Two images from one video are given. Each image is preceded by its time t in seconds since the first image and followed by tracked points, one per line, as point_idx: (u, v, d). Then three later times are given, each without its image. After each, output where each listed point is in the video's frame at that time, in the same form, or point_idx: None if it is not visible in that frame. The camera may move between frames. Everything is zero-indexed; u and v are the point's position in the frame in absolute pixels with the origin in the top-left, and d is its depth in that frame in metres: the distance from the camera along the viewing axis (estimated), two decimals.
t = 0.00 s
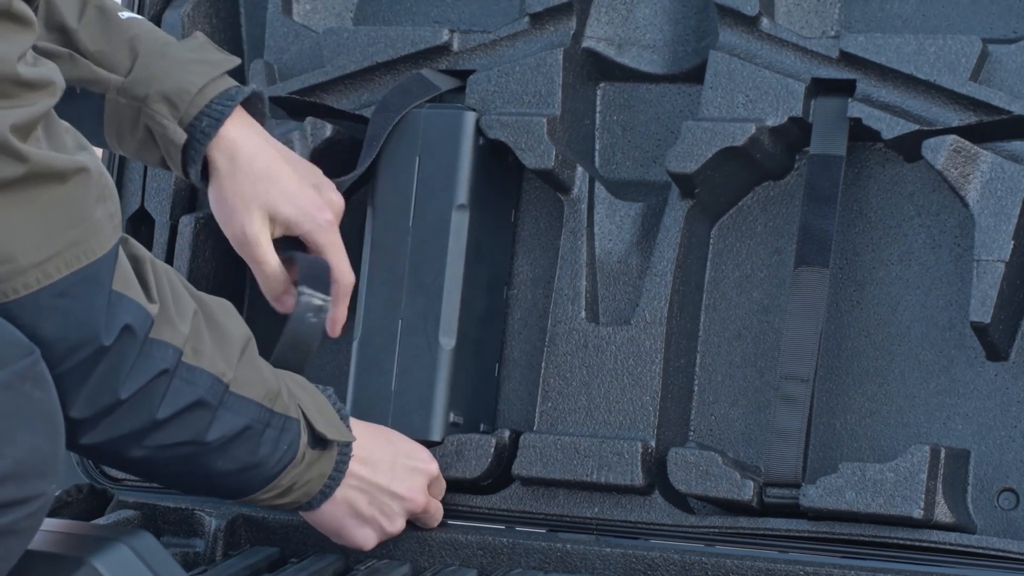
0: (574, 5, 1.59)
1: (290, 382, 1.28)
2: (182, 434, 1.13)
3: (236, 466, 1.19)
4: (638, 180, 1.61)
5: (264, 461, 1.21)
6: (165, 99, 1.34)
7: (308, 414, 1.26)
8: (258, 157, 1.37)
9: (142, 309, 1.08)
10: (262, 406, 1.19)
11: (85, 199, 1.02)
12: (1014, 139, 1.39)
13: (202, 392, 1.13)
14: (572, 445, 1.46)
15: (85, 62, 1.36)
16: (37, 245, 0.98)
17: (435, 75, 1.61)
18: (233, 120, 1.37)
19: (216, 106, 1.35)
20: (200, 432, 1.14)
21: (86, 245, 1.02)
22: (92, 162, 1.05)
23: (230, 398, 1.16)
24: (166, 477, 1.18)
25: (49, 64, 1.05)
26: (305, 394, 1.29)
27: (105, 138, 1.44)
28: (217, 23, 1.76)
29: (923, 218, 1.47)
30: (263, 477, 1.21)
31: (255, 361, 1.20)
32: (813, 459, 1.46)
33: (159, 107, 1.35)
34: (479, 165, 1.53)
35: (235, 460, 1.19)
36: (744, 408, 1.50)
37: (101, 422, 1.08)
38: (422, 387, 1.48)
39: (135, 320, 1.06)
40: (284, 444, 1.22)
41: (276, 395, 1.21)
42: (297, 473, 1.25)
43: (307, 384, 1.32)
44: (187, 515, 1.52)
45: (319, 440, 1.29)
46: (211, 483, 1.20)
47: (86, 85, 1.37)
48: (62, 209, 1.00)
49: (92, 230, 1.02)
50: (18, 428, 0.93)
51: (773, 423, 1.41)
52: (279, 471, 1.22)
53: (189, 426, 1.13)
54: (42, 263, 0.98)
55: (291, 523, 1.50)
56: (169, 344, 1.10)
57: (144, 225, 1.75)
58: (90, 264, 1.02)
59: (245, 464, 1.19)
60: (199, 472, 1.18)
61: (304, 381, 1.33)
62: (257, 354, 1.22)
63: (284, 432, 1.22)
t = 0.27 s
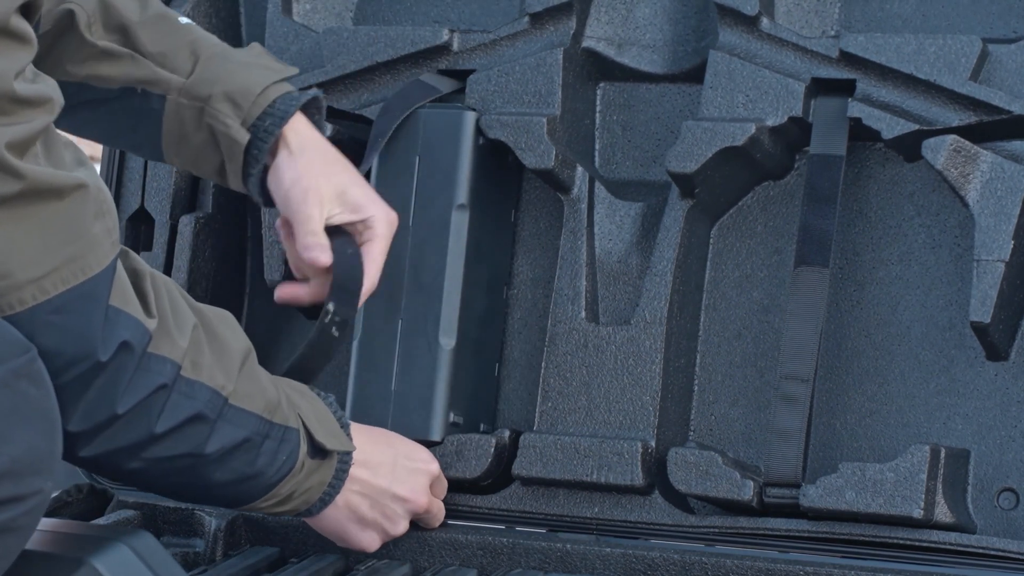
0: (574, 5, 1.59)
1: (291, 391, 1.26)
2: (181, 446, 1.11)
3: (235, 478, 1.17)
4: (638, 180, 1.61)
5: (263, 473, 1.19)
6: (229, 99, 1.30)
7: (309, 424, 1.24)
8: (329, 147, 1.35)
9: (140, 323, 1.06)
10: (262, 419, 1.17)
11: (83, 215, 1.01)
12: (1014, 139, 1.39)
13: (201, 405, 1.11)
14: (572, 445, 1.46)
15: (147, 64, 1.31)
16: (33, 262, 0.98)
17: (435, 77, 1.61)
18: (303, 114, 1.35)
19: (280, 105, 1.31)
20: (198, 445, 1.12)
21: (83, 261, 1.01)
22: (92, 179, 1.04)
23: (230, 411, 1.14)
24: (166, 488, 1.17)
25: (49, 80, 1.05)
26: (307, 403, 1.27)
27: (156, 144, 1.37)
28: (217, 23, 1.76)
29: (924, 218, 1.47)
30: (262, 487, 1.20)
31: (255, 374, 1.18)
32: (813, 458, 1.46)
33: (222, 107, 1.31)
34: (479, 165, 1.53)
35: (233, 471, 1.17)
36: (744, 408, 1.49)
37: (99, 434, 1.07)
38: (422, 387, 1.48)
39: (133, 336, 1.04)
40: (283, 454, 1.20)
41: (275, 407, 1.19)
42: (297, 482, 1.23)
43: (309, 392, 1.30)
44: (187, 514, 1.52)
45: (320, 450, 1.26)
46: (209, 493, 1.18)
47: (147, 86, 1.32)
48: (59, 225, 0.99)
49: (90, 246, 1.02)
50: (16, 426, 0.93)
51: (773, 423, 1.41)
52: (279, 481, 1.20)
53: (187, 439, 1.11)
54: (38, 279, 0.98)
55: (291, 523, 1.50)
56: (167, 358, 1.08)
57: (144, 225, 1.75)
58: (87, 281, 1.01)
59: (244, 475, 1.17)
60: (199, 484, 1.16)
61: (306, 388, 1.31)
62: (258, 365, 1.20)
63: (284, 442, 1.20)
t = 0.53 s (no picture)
0: (574, 5, 1.59)
1: (294, 399, 1.27)
2: (181, 457, 1.13)
3: (238, 486, 1.19)
4: (638, 180, 1.61)
5: (265, 481, 1.20)
6: (240, 54, 1.32)
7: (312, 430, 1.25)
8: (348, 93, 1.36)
9: (138, 336, 1.07)
10: (263, 427, 1.19)
11: (80, 228, 1.01)
12: (1014, 139, 1.39)
13: (200, 416, 1.13)
14: (572, 445, 1.46)
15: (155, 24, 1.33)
16: (30, 276, 0.98)
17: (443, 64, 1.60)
18: (315, 66, 1.36)
19: (291, 58, 1.33)
20: (198, 455, 1.14)
21: (80, 273, 1.02)
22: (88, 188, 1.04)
23: (231, 420, 1.16)
24: (167, 497, 1.18)
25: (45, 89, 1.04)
26: (311, 411, 1.28)
27: (179, 101, 1.41)
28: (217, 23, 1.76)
29: (924, 217, 1.47)
30: (265, 495, 1.21)
31: (256, 382, 1.20)
32: (813, 458, 1.46)
33: (233, 63, 1.33)
34: (479, 166, 1.53)
35: (235, 480, 1.18)
36: (744, 408, 1.50)
37: (99, 446, 1.09)
38: (422, 388, 1.48)
39: (132, 348, 1.06)
40: (286, 461, 1.21)
41: (277, 415, 1.21)
42: (300, 490, 1.25)
43: (313, 398, 1.31)
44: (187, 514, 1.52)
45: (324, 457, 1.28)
46: (213, 502, 1.20)
47: (159, 48, 1.35)
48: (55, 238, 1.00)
49: (88, 258, 1.02)
50: (14, 425, 0.93)
51: (773, 423, 1.41)
52: (282, 489, 1.22)
53: (187, 450, 1.13)
54: (35, 292, 0.99)
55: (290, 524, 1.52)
56: (167, 370, 1.10)
57: (144, 225, 1.75)
58: (84, 293, 1.02)
59: (246, 484, 1.19)
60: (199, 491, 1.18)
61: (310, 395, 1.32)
62: (259, 374, 1.22)
63: (286, 450, 1.21)
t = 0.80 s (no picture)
0: (574, 5, 1.59)
1: (300, 404, 1.28)
2: (182, 463, 1.13)
3: (244, 492, 1.19)
4: (638, 180, 1.61)
5: (270, 486, 1.21)
6: (244, 98, 1.31)
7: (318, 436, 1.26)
8: (353, 142, 1.34)
9: (139, 341, 1.08)
10: (267, 432, 1.19)
11: (76, 234, 1.03)
12: (1014, 139, 1.39)
13: (203, 422, 1.13)
14: (572, 445, 1.45)
15: (163, 58, 1.34)
16: (29, 283, 1.00)
17: (436, 72, 1.60)
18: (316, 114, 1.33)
19: (295, 107, 1.31)
20: (202, 461, 1.14)
21: (78, 280, 1.03)
22: (83, 195, 1.06)
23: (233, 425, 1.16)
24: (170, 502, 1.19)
25: (41, 100, 1.07)
26: (317, 416, 1.29)
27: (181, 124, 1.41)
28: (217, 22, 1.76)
29: (924, 218, 1.47)
30: (270, 500, 1.22)
31: (261, 388, 1.21)
32: (813, 458, 1.46)
33: (237, 106, 1.32)
34: (479, 166, 1.53)
35: (240, 485, 1.19)
36: (744, 408, 1.49)
37: (102, 451, 1.09)
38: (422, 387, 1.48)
39: (132, 354, 1.07)
40: (293, 468, 1.22)
41: (283, 421, 1.21)
42: (305, 496, 1.25)
43: (320, 404, 1.32)
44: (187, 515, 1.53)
45: (331, 463, 1.28)
46: (218, 507, 1.20)
47: (168, 81, 1.35)
48: (52, 244, 1.01)
49: (84, 264, 1.03)
50: (11, 422, 0.97)
51: (773, 422, 1.41)
52: (287, 494, 1.22)
53: (189, 455, 1.13)
54: (33, 298, 1.00)
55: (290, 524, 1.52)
56: (168, 375, 1.10)
57: (144, 225, 1.75)
58: (82, 299, 1.03)
59: (252, 489, 1.19)
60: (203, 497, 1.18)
61: (316, 400, 1.33)
62: (263, 378, 1.22)
63: (293, 456, 1.22)
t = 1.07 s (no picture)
0: (574, 5, 1.58)
1: (287, 420, 1.32)
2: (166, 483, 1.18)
3: (227, 506, 1.24)
4: (638, 180, 1.61)
5: (253, 502, 1.25)
6: (253, 131, 1.31)
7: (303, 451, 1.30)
8: (361, 180, 1.35)
9: (132, 367, 1.12)
10: (252, 450, 1.24)
11: (74, 260, 1.05)
12: (1014, 139, 1.39)
13: (191, 442, 1.18)
14: (572, 445, 1.46)
15: (174, 84, 1.32)
16: (30, 309, 1.02)
17: (436, 72, 1.61)
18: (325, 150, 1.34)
19: (304, 143, 1.32)
20: (188, 479, 1.19)
21: (76, 305, 1.05)
22: (81, 222, 1.08)
23: (220, 445, 1.21)
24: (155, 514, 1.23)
25: (36, 125, 1.08)
26: (303, 431, 1.33)
27: (188, 149, 1.39)
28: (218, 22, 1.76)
29: (923, 218, 1.47)
30: (252, 514, 1.26)
31: (249, 407, 1.25)
32: (813, 458, 1.46)
33: (245, 139, 1.31)
34: (479, 166, 1.53)
35: (223, 501, 1.23)
36: (744, 408, 1.49)
37: (92, 471, 1.13)
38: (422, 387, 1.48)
39: (125, 380, 1.11)
40: (276, 483, 1.27)
41: (268, 439, 1.25)
42: (287, 509, 1.30)
43: (306, 417, 1.36)
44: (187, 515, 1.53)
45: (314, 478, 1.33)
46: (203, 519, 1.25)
47: (176, 108, 1.34)
48: (50, 271, 1.03)
49: (82, 290, 1.06)
50: (10, 420, 0.98)
51: (773, 422, 1.41)
52: (269, 508, 1.27)
53: (175, 474, 1.18)
54: (33, 324, 1.02)
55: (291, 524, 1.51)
56: (158, 399, 1.15)
57: (144, 225, 1.74)
58: (81, 324, 1.06)
59: (235, 504, 1.24)
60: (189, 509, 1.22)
61: (304, 412, 1.37)
62: (252, 397, 1.26)
63: (276, 472, 1.26)
